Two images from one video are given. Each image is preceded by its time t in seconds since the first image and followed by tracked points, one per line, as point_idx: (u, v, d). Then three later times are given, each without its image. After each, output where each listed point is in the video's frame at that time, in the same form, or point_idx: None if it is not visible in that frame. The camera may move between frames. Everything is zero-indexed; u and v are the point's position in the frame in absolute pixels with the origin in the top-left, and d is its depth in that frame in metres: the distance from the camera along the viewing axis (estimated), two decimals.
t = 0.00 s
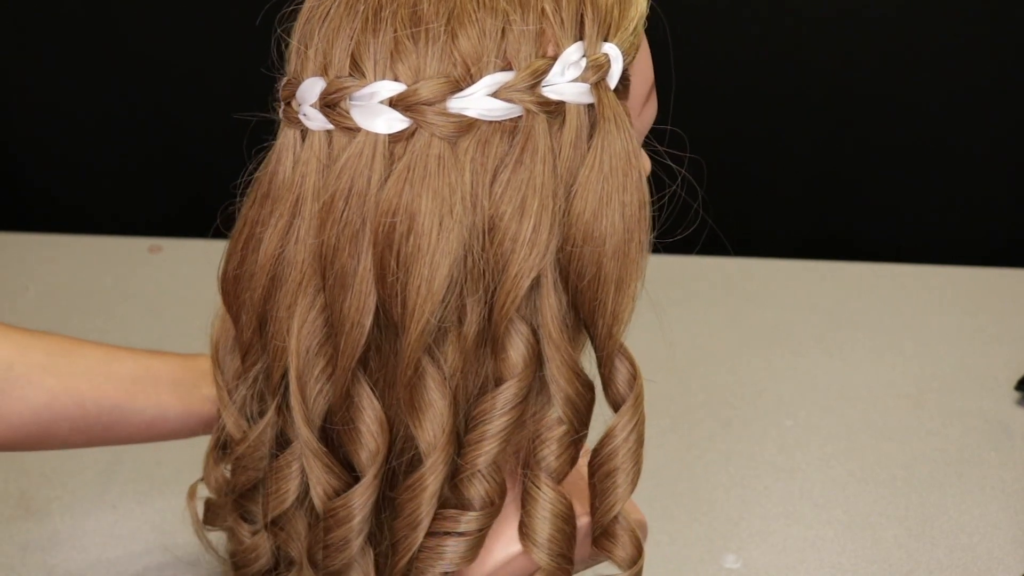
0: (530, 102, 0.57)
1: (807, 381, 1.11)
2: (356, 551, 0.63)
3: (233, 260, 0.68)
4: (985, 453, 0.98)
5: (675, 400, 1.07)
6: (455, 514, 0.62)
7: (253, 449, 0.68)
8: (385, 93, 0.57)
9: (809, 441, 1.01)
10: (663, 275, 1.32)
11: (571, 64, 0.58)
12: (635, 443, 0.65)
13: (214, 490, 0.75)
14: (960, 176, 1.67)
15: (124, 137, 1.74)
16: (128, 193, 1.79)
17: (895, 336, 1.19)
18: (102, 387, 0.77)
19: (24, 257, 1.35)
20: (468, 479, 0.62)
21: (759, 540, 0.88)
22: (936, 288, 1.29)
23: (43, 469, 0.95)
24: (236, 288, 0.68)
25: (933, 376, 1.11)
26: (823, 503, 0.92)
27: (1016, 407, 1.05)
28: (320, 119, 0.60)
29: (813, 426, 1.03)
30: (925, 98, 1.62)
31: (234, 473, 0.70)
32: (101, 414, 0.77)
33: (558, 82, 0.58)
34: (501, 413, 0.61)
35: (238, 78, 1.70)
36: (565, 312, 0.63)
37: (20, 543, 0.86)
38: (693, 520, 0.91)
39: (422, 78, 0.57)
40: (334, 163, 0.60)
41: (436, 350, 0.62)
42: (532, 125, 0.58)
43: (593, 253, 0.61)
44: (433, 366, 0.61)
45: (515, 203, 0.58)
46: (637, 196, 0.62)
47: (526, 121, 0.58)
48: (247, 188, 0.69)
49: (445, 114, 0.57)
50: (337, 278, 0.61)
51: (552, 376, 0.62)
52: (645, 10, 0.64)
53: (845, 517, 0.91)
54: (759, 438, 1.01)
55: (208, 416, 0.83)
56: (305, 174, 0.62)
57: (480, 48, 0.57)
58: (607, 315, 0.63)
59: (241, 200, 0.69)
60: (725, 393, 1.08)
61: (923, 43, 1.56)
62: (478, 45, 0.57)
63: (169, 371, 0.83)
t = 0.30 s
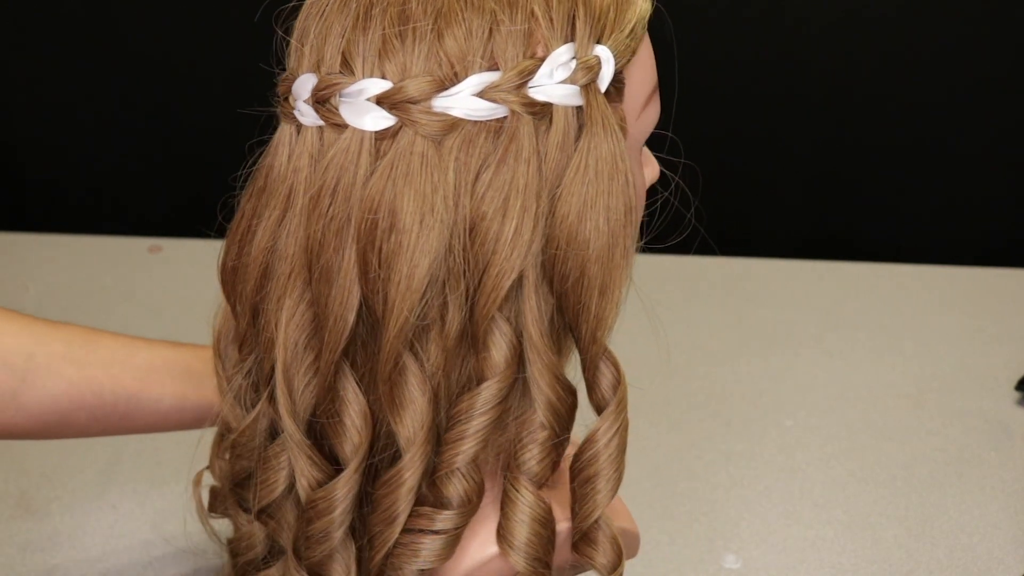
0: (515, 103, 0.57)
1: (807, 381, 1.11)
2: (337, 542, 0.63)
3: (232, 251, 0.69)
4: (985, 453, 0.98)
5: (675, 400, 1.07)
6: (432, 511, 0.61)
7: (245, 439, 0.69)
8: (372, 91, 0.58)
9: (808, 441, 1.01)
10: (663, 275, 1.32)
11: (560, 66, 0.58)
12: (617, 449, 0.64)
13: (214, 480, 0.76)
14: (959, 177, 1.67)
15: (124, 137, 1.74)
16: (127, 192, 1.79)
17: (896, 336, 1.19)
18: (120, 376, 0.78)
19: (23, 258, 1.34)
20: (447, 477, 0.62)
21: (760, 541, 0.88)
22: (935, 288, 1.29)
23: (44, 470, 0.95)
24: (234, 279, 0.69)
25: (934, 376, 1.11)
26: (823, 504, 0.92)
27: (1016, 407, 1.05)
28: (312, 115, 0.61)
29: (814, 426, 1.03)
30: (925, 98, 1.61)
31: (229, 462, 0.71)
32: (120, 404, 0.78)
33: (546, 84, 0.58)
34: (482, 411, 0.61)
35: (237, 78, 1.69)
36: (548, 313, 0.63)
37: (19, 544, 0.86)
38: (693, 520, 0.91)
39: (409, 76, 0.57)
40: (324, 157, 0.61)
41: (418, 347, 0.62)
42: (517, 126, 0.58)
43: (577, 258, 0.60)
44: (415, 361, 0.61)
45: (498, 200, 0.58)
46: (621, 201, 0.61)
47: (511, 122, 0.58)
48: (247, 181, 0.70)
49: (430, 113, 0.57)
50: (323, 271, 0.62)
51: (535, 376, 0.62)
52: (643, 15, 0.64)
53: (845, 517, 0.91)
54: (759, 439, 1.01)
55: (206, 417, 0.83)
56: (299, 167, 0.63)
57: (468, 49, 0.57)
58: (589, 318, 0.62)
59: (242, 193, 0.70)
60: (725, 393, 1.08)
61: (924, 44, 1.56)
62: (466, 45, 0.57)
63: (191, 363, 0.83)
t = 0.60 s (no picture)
0: (501, 103, 0.57)
1: (807, 381, 1.11)
2: (319, 533, 0.63)
3: (233, 242, 0.70)
4: (985, 452, 0.99)
5: (675, 400, 1.07)
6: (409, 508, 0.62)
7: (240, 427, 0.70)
8: (362, 87, 0.59)
9: (807, 441, 1.01)
10: (662, 275, 1.33)
11: (549, 68, 0.58)
12: (597, 454, 0.64)
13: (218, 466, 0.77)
14: (960, 180, 1.64)
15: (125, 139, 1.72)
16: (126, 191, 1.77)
17: (896, 336, 1.19)
18: (140, 366, 0.78)
19: (24, 258, 1.35)
20: (425, 473, 0.62)
21: (760, 542, 0.88)
22: (934, 287, 1.30)
23: (45, 469, 0.95)
24: (234, 268, 0.70)
25: (931, 375, 1.12)
26: (823, 504, 0.93)
27: (1016, 407, 1.05)
28: (306, 110, 0.62)
29: (814, 426, 1.04)
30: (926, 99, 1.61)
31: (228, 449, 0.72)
32: (139, 393, 0.78)
33: (533, 86, 0.58)
34: (461, 409, 0.61)
35: (236, 79, 1.68)
36: (530, 315, 0.62)
37: (20, 543, 0.86)
38: (693, 520, 0.91)
39: (397, 73, 0.58)
40: (317, 150, 0.62)
41: (400, 343, 0.62)
42: (503, 126, 0.58)
43: (561, 262, 0.60)
44: (397, 356, 0.62)
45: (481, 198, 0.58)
46: (608, 205, 0.60)
47: (497, 124, 0.58)
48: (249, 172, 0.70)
49: (416, 111, 0.58)
50: (311, 264, 0.62)
51: (516, 376, 0.61)
52: (643, 16, 0.63)
53: (846, 517, 0.91)
54: (758, 438, 1.02)
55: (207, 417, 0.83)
56: (292, 160, 0.63)
57: (456, 48, 0.58)
58: (571, 321, 0.62)
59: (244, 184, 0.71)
60: (724, 392, 1.09)
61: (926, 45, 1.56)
62: (454, 44, 0.58)
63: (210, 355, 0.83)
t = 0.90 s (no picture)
0: (494, 103, 0.57)
1: (807, 381, 1.11)
2: (310, 528, 0.63)
3: (233, 237, 0.70)
4: (985, 452, 0.99)
5: (675, 400, 1.07)
6: (398, 505, 0.62)
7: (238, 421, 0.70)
8: (357, 85, 0.59)
9: (807, 441, 1.01)
10: (662, 274, 1.33)
11: (543, 67, 0.58)
12: (587, 456, 0.64)
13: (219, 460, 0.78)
14: (959, 180, 1.63)
15: (125, 139, 1.72)
16: (126, 190, 1.76)
17: (896, 336, 1.19)
18: (149, 362, 0.78)
19: (25, 257, 1.35)
20: (415, 471, 0.62)
21: (761, 542, 0.89)
22: (934, 287, 1.30)
23: (44, 469, 0.95)
24: (234, 262, 0.70)
25: (929, 373, 1.12)
26: (823, 504, 0.93)
27: (1016, 408, 1.05)
28: (302, 108, 0.62)
29: (814, 426, 1.04)
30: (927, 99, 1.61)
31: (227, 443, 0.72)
32: (146, 389, 0.78)
33: (526, 86, 0.58)
34: (451, 407, 0.61)
35: (236, 79, 1.67)
36: (521, 316, 0.62)
37: (20, 543, 0.86)
38: (694, 521, 0.91)
39: (391, 71, 0.58)
40: (313, 147, 0.62)
41: (392, 341, 0.62)
42: (495, 125, 0.58)
43: (551, 263, 0.60)
44: (388, 354, 0.62)
45: (473, 196, 0.58)
46: (600, 206, 0.60)
47: (490, 124, 0.58)
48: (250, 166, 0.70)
49: (410, 109, 0.58)
50: (305, 260, 0.63)
51: (505, 376, 0.62)
52: (643, 18, 0.63)
53: (846, 517, 0.91)
54: (758, 438, 1.02)
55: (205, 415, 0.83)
56: (289, 156, 0.64)
57: (451, 47, 0.58)
58: (560, 322, 0.62)
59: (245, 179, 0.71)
60: (724, 393, 1.09)
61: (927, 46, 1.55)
62: (449, 44, 0.58)
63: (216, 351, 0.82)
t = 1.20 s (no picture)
0: (496, 103, 0.57)
1: (807, 381, 1.11)
2: (312, 529, 0.63)
3: (233, 239, 0.70)
4: (985, 452, 0.99)
5: (675, 401, 1.07)
6: (401, 506, 0.62)
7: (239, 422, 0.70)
8: (358, 85, 0.59)
9: (808, 441, 1.01)
10: (662, 274, 1.33)
11: (544, 68, 0.58)
12: (589, 456, 0.64)
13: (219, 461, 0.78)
14: (959, 180, 1.63)
15: (124, 140, 1.72)
16: (125, 190, 1.76)
17: (896, 336, 1.19)
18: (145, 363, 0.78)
19: (24, 258, 1.35)
20: (416, 472, 0.62)
21: (761, 542, 0.88)
22: (934, 288, 1.30)
23: (44, 469, 0.95)
24: (235, 264, 0.70)
25: (929, 373, 1.12)
26: (823, 504, 0.93)
27: (1016, 408, 1.05)
28: (303, 108, 0.62)
29: (813, 426, 1.04)
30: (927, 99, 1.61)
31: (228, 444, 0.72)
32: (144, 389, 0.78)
33: (528, 86, 0.58)
34: (454, 408, 0.61)
35: (236, 80, 1.67)
36: (523, 316, 0.62)
37: (20, 543, 0.86)
38: (694, 521, 0.91)
39: (392, 72, 0.58)
40: (314, 148, 0.62)
41: (394, 341, 0.62)
42: (497, 126, 0.58)
43: (553, 263, 0.60)
44: (390, 355, 0.62)
45: (475, 197, 0.58)
46: (602, 206, 0.60)
47: (492, 124, 0.58)
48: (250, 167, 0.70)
49: (411, 110, 0.58)
50: (306, 261, 0.63)
51: (508, 376, 0.62)
52: (643, 18, 0.63)
53: (846, 517, 0.91)
54: (758, 438, 1.02)
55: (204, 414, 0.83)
56: (290, 157, 0.63)
57: (452, 48, 0.58)
58: (562, 322, 0.62)
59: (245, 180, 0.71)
60: (724, 393, 1.09)
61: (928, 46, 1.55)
62: (450, 44, 0.58)
63: (213, 353, 0.82)
